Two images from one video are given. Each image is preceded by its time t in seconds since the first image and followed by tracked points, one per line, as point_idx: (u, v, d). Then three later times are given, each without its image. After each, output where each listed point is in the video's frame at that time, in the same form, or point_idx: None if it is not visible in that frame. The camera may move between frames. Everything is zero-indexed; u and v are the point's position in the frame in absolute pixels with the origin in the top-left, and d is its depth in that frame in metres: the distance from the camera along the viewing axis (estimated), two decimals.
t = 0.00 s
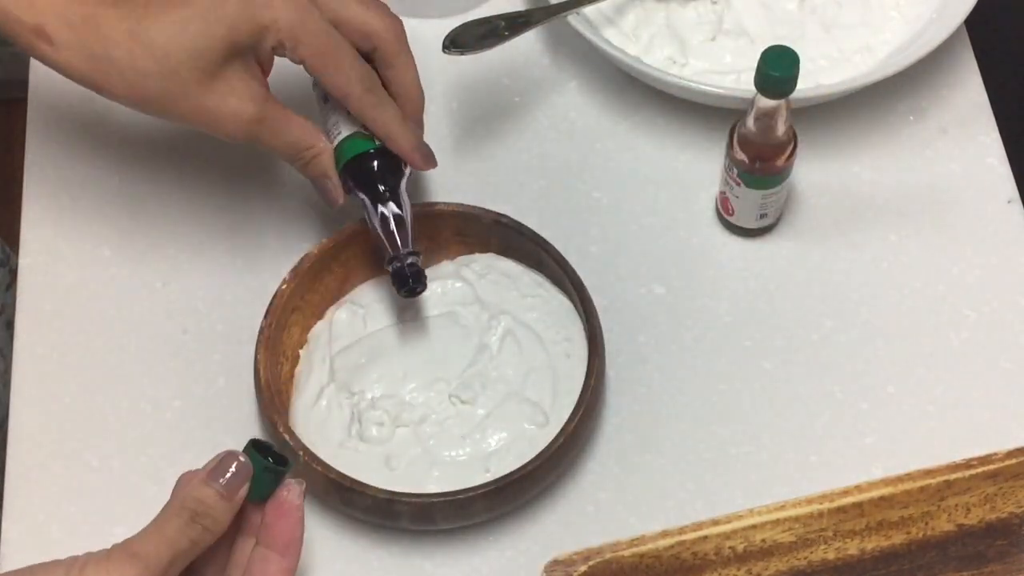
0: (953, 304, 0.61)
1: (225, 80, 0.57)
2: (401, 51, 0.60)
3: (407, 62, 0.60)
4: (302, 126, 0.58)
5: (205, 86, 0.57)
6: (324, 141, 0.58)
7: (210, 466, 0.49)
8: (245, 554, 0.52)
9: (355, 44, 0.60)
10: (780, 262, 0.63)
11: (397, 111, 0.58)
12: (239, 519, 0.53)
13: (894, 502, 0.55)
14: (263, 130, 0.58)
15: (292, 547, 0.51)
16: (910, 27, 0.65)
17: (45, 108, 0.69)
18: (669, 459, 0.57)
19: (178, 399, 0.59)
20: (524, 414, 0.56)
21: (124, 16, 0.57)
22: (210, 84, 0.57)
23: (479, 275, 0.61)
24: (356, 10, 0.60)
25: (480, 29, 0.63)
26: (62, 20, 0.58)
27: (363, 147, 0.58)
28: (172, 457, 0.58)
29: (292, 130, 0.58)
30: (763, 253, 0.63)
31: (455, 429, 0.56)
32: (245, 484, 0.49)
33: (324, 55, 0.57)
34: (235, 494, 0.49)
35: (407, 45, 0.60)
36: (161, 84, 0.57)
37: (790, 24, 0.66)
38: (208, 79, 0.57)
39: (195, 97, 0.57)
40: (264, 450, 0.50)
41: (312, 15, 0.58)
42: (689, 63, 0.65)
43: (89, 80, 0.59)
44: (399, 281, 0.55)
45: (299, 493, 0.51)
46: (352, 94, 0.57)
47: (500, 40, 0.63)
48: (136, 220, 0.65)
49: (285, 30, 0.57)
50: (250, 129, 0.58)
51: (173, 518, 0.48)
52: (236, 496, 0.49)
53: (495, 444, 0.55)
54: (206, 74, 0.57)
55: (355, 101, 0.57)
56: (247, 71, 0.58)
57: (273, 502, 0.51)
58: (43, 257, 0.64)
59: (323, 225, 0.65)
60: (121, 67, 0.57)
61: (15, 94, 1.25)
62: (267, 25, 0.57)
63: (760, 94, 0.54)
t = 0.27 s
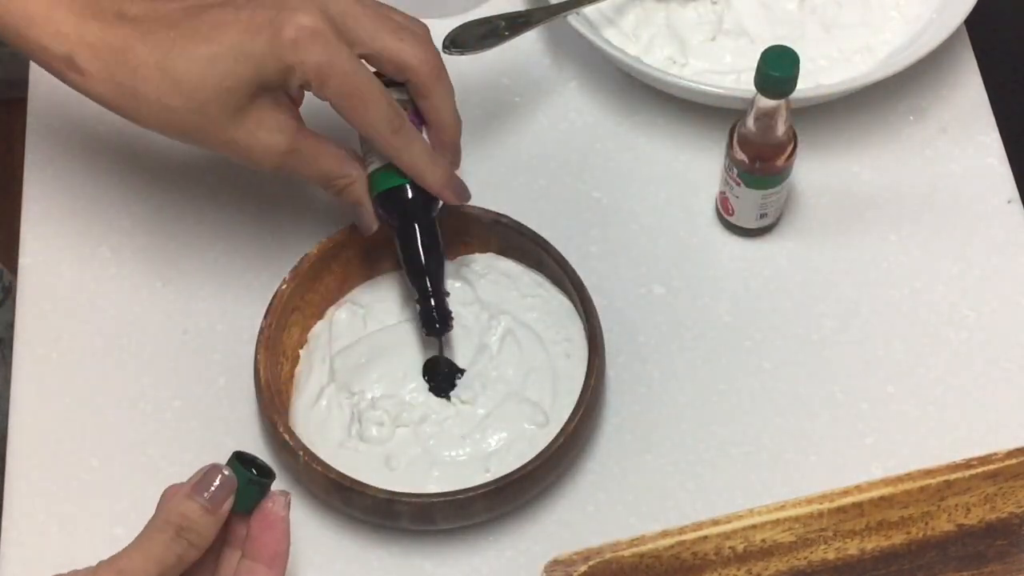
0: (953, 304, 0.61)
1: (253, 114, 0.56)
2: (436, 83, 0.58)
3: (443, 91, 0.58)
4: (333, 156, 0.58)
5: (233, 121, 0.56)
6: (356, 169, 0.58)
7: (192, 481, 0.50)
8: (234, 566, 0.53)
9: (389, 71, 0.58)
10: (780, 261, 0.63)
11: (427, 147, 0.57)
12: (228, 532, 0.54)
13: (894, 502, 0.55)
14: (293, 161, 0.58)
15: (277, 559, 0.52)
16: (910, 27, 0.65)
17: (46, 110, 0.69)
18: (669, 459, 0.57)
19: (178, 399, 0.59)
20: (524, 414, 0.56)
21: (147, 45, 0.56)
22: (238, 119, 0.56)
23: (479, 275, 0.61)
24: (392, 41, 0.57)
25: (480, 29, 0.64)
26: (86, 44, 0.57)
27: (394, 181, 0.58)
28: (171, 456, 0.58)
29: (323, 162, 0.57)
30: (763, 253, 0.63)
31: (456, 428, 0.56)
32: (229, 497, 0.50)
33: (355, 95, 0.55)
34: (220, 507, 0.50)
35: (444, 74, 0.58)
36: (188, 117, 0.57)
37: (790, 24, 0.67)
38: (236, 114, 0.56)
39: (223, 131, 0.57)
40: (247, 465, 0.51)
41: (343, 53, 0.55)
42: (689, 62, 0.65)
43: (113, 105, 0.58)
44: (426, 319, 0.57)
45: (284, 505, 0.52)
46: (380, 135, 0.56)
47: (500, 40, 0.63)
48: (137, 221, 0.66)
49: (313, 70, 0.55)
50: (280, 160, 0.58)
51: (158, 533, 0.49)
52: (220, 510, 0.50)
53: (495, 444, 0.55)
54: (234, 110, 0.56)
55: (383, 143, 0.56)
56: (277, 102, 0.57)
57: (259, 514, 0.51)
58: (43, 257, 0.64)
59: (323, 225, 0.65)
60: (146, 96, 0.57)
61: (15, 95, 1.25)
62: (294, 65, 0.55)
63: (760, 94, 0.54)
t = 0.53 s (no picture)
0: (953, 304, 0.61)
1: (256, 111, 0.56)
2: (437, 83, 0.58)
3: (444, 91, 0.58)
4: (335, 154, 0.57)
5: (236, 118, 0.56)
6: (357, 168, 0.58)
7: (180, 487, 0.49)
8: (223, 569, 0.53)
9: (391, 70, 0.58)
10: (780, 261, 0.63)
11: (428, 147, 0.57)
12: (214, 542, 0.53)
13: (894, 502, 0.55)
14: (295, 159, 0.57)
15: (268, 563, 0.51)
16: (910, 27, 0.65)
17: (47, 110, 0.69)
18: (668, 459, 0.57)
19: (178, 399, 0.59)
20: (524, 414, 0.56)
21: (151, 43, 0.56)
22: (240, 116, 0.56)
23: (479, 275, 0.61)
24: (394, 40, 0.57)
25: (481, 29, 0.64)
26: (89, 43, 0.57)
27: (393, 180, 0.57)
28: (171, 456, 0.58)
29: (325, 160, 0.57)
30: (763, 253, 0.63)
31: (456, 428, 0.56)
32: (219, 502, 0.49)
33: (357, 92, 0.55)
34: (210, 513, 0.49)
35: (445, 73, 0.58)
36: (190, 114, 0.56)
37: (790, 24, 0.67)
38: (238, 111, 0.56)
39: (225, 128, 0.56)
40: (235, 466, 0.51)
41: (347, 51, 0.55)
42: (689, 63, 0.65)
43: (116, 102, 0.58)
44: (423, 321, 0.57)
45: (275, 508, 0.51)
46: (381, 133, 0.55)
47: (500, 40, 0.63)
48: (138, 220, 0.66)
49: (318, 66, 0.55)
50: (282, 158, 0.57)
51: (148, 541, 0.48)
52: (210, 515, 0.49)
53: (495, 444, 0.55)
54: (236, 106, 0.56)
55: (384, 142, 0.56)
56: (279, 99, 0.57)
57: (249, 518, 0.51)
58: (44, 257, 0.64)
59: (323, 224, 0.65)
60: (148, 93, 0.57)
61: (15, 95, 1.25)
62: (299, 61, 0.55)
63: (760, 94, 0.54)
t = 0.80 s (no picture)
0: (953, 304, 0.61)
1: (241, 99, 0.56)
2: (423, 77, 0.58)
3: (430, 86, 0.58)
4: (319, 144, 0.58)
5: (221, 106, 0.56)
6: (342, 159, 0.59)
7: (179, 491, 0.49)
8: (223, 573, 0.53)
9: (377, 63, 0.59)
10: (780, 262, 0.63)
11: (411, 140, 0.58)
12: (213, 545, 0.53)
13: (894, 502, 0.55)
14: (279, 147, 0.58)
15: (268, 565, 0.52)
16: (910, 27, 0.65)
17: (46, 110, 0.69)
18: (668, 459, 0.57)
19: (178, 399, 0.59)
20: (524, 414, 0.56)
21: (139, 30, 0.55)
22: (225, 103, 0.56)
23: (479, 275, 0.61)
24: (381, 33, 0.58)
25: (481, 29, 0.64)
26: (75, 27, 0.56)
27: (378, 174, 0.58)
28: (171, 456, 0.58)
29: (309, 149, 0.58)
30: (763, 253, 0.63)
31: (456, 429, 0.56)
32: (218, 506, 0.50)
33: (343, 85, 0.56)
34: (208, 517, 0.49)
35: (431, 68, 0.58)
36: (176, 102, 0.56)
37: (790, 24, 0.67)
38: (224, 99, 0.56)
39: (210, 116, 0.57)
40: (235, 470, 0.51)
41: (333, 43, 0.55)
42: (689, 63, 0.65)
43: (102, 89, 0.57)
44: (401, 314, 0.58)
45: (273, 510, 0.52)
46: (364, 126, 0.56)
47: (500, 40, 0.63)
48: (137, 219, 0.66)
49: (304, 56, 0.55)
50: (265, 146, 0.58)
51: (147, 544, 0.48)
52: (209, 520, 0.49)
53: (495, 444, 0.55)
54: (222, 94, 0.56)
55: (367, 135, 0.56)
56: (266, 88, 0.57)
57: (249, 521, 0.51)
58: (44, 256, 0.64)
59: (322, 224, 0.65)
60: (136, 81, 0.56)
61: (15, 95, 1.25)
62: (285, 51, 0.55)
63: (760, 93, 0.54)
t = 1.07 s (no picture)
0: (953, 304, 0.61)
1: (233, 105, 0.57)
2: (417, 80, 0.58)
3: (425, 89, 0.58)
4: (313, 149, 0.58)
5: (215, 112, 0.56)
6: (337, 163, 0.59)
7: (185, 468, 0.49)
8: (233, 553, 0.53)
9: (372, 66, 0.59)
10: (780, 261, 0.63)
11: (405, 145, 0.57)
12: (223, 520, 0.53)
13: (894, 502, 0.55)
14: (272, 152, 0.58)
15: (278, 538, 0.51)
16: (910, 27, 0.65)
17: (45, 111, 0.69)
18: (668, 459, 0.57)
19: (178, 399, 0.59)
20: (524, 414, 0.56)
21: (132, 33, 0.55)
22: (218, 109, 0.56)
23: (479, 275, 0.61)
24: (375, 37, 0.57)
25: (481, 29, 0.64)
26: (69, 31, 0.56)
27: (373, 178, 0.58)
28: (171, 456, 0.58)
29: (304, 154, 0.58)
30: (763, 253, 0.63)
31: (456, 428, 0.56)
32: (223, 484, 0.49)
33: (335, 92, 0.56)
34: (214, 495, 0.49)
35: (427, 71, 0.58)
36: (170, 108, 0.57)
37: (789, 24, 0.67)
38: (218, 105, 0.56)
39: (204, 121, 0.57)
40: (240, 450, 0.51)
41: (324, 48, 0.56)
42: (689, 62, 0.65)
43: (96, 93, 0.58)
44: (391, 317, 0.58)
45: (281, 485, 0.51)
46: (357, 132, 0.56)
47: (500, 40, 0.63)
48: (136, 220, 0.66)
49: (295, 63, 0.56)
50: (260, 152, 0.58)
51: (155, 523, 0.48)
52: (216, 497, 0.49)
53: (495, 444, 0.55)
54: (216, 101, 0.56)
55: (360, 140, 0.56)
56: (259, 93, 0.57)
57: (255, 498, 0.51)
58: (43, 257, 0.64)
59: (321, 225, 0.65)
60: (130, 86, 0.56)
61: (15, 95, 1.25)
62: (276, 57, 0.56)
63: (759, 93, 0.54)
